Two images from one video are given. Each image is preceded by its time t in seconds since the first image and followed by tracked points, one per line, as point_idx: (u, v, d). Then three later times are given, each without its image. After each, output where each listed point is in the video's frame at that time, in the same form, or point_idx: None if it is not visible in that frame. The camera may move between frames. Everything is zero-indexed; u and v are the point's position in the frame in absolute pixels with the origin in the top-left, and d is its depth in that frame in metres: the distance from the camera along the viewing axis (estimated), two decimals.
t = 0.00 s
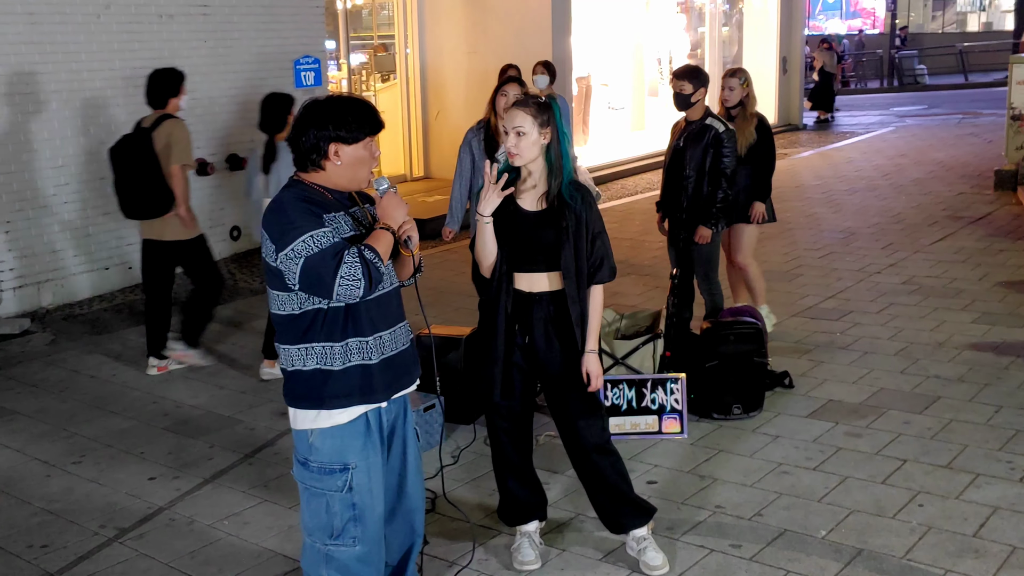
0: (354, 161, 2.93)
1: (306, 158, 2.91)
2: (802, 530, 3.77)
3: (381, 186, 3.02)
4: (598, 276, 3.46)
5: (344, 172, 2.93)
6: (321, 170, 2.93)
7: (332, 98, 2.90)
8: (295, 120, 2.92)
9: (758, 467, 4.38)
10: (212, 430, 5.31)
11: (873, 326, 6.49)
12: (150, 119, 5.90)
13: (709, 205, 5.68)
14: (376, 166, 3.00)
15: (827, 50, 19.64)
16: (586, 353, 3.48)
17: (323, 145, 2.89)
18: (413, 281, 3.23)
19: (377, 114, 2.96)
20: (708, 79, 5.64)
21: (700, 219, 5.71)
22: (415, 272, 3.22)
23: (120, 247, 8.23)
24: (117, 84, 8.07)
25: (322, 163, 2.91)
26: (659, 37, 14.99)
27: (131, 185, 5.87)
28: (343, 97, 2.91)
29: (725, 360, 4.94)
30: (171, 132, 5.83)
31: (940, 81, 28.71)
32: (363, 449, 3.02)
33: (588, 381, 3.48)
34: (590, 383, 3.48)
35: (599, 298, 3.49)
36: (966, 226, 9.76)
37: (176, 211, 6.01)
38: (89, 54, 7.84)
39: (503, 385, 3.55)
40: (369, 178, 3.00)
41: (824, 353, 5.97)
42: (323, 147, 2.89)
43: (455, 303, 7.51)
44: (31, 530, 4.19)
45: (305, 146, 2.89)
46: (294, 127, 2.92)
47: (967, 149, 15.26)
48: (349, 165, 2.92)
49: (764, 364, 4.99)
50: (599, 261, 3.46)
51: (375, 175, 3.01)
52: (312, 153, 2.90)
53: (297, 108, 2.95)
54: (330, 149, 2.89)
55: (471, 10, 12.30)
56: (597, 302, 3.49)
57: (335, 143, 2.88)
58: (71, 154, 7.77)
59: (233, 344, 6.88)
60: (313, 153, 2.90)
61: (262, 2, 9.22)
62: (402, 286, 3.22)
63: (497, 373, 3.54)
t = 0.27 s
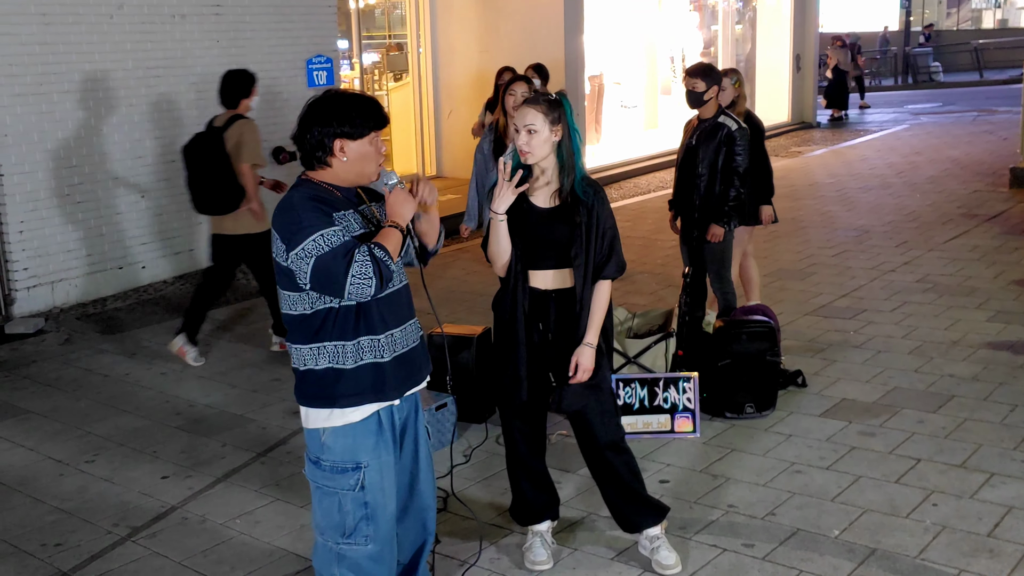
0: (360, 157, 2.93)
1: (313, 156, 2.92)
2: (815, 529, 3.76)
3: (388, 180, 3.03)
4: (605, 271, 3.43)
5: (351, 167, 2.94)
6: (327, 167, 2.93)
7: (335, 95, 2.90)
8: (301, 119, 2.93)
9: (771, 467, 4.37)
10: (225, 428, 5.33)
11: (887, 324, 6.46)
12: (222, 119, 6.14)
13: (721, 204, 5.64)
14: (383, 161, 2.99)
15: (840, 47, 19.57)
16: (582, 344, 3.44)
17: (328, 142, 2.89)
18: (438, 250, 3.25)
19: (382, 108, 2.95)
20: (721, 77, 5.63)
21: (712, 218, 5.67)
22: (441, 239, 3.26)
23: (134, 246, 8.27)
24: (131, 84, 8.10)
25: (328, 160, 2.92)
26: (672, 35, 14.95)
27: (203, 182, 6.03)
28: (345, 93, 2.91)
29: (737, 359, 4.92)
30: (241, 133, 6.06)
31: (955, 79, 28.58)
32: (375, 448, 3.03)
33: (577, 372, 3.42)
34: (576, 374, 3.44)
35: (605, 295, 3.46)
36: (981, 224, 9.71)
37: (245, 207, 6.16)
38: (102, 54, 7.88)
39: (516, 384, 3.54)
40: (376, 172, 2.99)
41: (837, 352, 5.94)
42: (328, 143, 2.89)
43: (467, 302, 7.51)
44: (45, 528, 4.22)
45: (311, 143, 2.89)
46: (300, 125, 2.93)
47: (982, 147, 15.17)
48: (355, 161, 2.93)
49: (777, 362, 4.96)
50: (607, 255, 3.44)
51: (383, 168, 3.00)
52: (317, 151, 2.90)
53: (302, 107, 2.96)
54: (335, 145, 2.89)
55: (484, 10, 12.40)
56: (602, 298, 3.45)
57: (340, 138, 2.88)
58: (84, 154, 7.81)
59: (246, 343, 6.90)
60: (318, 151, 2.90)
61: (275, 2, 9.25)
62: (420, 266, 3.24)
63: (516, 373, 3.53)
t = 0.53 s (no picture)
0: (371, 155, 2.92)
1: (325, 152, 2.92)
2: (830, 527, 3.75)
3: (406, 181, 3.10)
4: (624, 268, 3.45)
5: (365, 164, 2.94)
6: (338, 164, 2.93)
7: (350, 93, 2.91)
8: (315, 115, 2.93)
9: (785, 464, 4.35)
10: (238, 427, 5.35)
11: (900, 321, 6.43)
12: (290, 106, 6.23)
13: (733, 200, 5.62)
14: (394, 159, 3.00)
15: (849, 44, 19.52)
16: (609, 345, 3.46)
17: (341, 138, 2.89)
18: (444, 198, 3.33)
19: (393, 107, 2.97)
20: (734, 74, 5.60)
21: (725, 215, 5.65)
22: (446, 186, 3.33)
23: (145, 245, 8.30)
24: (142, 83, 8.12)
25: (339, 157, 2.91)
26: (681, 31, 15.01)
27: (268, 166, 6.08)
28: (360, 91, 2.92)
29: (750, 357, 4.90)
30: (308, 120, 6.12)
31: (966, 75, 28.46)
32: (393, 446, 3.03)
33: (609, 372, 3.43)
34: (609, 375, 3.44)
35: (626, 291, 3.49)
36: (993, 221, 9.66)
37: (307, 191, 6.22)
38: (113, 53, 7.90)
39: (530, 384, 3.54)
40: (387, 171, 2.99)
41: (850, 349, 5.92)
42: (341, 140, 2.89)
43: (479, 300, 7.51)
44: (60, 527, 4.23)
45: (323, 139, 2.90)
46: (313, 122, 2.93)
47: (994, 143, 15.10)
48: (366, 159, 2.92)
49: (790, 360, 4.95)
50: (624, 253, 3.45)
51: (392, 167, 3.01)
52: (329, 147, 2.90)
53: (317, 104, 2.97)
54: (348, 142, 2.89)
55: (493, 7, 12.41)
56: (623, 296, 3.47)
57: (353, 135, 2.88)
58: (96, 154, 7.83)
59: (258, 342, 6.92)
60: (330, 147, 2.90)
61: (284, 2, 9.26)
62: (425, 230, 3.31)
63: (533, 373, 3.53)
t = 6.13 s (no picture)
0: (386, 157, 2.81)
1: (339, 160, 2.72)
2: (869, 522, 3.70)
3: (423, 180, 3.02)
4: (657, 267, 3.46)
5: (372, 169, 2.82)
6: (355, 171, 2.76)
7: (354, 97, 2.74)
8: (320, 123, 2.71)
9: (819, 459, 4.30)
10: (264, 432, 5.32)
11: (926, 311, 6.37)
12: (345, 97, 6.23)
13: (757, 192, 5.57)
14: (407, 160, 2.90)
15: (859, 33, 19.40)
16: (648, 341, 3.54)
17: (360, 144, 2.73)
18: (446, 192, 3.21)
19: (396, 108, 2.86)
20: (754, 66, 5.65)
21: (748, 208, 5.60)
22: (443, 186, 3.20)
23: (162, 251, 8.30)
24: (155, 88, 8.11)
25: (357, 163, 2.75)
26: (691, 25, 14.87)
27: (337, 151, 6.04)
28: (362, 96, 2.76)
29: (779, 350, 4.87)
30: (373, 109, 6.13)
31: (976, 61, 28.25)
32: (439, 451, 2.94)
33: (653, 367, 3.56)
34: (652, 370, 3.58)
35: (660, 287, 3.51)
36: (1014, 208, 9.57)
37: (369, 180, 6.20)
38: (126, 59, 7.88)
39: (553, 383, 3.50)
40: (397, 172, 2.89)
41: (877, 341, 5.86)
42: (358, 146, 2.73)
43: (498, 298, 7.47)
44: (90, 537, 4.22)
45: (339, 147, 2.71)
46: (318, 131, 2.71)
47: (1009, 129, 14.98)
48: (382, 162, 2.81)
49: (819, 353, 4.90)
50: (656, 252, 3.44)
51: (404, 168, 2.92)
52: (346, 154, 2.72)
53: (311, 112, 2.73)
54: (367, 146, 2.74)
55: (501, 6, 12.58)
56: (658, 293, 3.50)
57: (372, 139, 2.76)
58: (111, 161, 7.82)
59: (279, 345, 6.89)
60: (349, 154, 2.73)
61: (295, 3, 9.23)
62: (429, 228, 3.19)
63: (557, 372, 3.50)
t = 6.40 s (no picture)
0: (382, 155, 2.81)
1: (339, 158, 2.72)
2: (873, 520, 3.70)
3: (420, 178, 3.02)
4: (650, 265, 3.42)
5: (371, 168, 2.82)
6: (354, 170, 2.76)
7: (354, 95, 2.74)
8: (320, 122, 2.70)
9: (823, 457, 4.30)
10: (267, 431, 5.32)
11: (929, 309, 6.36)
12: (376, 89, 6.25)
13: (760, 190, 5.57)
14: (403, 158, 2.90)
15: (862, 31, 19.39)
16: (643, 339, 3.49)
17: (360, 142, 2.73)
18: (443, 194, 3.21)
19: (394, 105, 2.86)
20: (757, 65, 5.58)
21: (751, 206, 5.61)
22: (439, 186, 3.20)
23: (165, 250, 8.31)
24: (158, 87, 8.11)
25: (357, 161, 2.75)
26: (694, 24, 14.90)
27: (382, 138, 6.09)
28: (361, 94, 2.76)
29: (783, 348, 4.87)
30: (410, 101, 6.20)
31: (979, 59, 28.22)
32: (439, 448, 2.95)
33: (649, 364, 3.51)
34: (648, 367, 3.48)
35: (654, 285, 3.48)
36: (1017, 206, 9.57)
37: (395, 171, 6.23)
38: (129, 58, 7.89)
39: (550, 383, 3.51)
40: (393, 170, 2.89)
41: (880, 339, 5.86)
42: (359, 144, 2.73)
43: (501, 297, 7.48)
44: (94, 535, 4.22)
45: (340, 145, 2.70)
46: (319, 129, 2.70)
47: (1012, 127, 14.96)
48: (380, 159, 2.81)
49: (822, 351, 4.90)
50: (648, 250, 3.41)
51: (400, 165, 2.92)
52: (346, 152, 2.72)
53: (311, 110, 2.72)
54: (366, 145, 2.74)
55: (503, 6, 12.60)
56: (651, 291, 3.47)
57: (372, 137, 2.76)
58: (114, 160, 7.83)
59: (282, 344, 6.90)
60: (349, 153, 2.72)
61: (298, 3, 9.24)
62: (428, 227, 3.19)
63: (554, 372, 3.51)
